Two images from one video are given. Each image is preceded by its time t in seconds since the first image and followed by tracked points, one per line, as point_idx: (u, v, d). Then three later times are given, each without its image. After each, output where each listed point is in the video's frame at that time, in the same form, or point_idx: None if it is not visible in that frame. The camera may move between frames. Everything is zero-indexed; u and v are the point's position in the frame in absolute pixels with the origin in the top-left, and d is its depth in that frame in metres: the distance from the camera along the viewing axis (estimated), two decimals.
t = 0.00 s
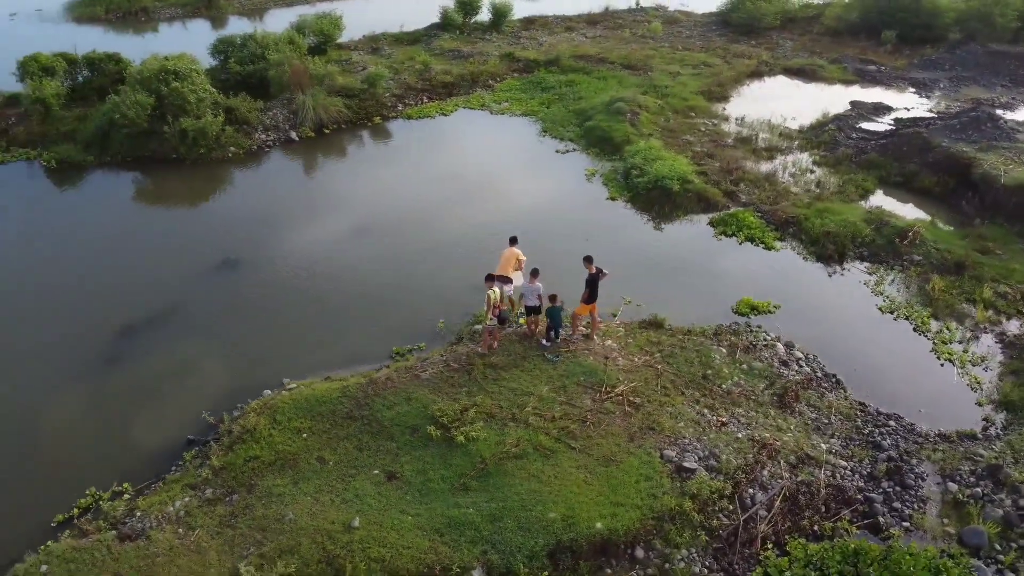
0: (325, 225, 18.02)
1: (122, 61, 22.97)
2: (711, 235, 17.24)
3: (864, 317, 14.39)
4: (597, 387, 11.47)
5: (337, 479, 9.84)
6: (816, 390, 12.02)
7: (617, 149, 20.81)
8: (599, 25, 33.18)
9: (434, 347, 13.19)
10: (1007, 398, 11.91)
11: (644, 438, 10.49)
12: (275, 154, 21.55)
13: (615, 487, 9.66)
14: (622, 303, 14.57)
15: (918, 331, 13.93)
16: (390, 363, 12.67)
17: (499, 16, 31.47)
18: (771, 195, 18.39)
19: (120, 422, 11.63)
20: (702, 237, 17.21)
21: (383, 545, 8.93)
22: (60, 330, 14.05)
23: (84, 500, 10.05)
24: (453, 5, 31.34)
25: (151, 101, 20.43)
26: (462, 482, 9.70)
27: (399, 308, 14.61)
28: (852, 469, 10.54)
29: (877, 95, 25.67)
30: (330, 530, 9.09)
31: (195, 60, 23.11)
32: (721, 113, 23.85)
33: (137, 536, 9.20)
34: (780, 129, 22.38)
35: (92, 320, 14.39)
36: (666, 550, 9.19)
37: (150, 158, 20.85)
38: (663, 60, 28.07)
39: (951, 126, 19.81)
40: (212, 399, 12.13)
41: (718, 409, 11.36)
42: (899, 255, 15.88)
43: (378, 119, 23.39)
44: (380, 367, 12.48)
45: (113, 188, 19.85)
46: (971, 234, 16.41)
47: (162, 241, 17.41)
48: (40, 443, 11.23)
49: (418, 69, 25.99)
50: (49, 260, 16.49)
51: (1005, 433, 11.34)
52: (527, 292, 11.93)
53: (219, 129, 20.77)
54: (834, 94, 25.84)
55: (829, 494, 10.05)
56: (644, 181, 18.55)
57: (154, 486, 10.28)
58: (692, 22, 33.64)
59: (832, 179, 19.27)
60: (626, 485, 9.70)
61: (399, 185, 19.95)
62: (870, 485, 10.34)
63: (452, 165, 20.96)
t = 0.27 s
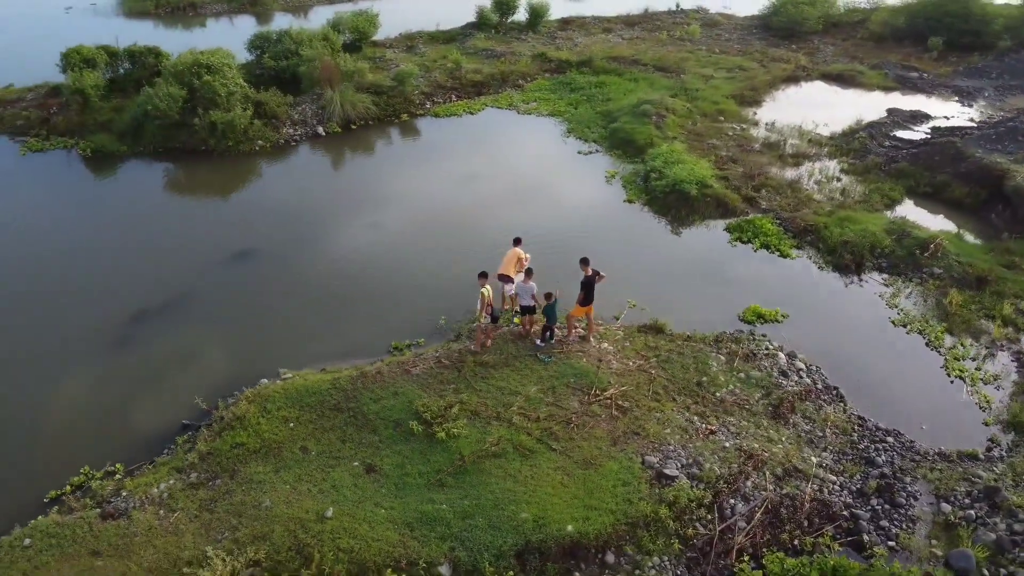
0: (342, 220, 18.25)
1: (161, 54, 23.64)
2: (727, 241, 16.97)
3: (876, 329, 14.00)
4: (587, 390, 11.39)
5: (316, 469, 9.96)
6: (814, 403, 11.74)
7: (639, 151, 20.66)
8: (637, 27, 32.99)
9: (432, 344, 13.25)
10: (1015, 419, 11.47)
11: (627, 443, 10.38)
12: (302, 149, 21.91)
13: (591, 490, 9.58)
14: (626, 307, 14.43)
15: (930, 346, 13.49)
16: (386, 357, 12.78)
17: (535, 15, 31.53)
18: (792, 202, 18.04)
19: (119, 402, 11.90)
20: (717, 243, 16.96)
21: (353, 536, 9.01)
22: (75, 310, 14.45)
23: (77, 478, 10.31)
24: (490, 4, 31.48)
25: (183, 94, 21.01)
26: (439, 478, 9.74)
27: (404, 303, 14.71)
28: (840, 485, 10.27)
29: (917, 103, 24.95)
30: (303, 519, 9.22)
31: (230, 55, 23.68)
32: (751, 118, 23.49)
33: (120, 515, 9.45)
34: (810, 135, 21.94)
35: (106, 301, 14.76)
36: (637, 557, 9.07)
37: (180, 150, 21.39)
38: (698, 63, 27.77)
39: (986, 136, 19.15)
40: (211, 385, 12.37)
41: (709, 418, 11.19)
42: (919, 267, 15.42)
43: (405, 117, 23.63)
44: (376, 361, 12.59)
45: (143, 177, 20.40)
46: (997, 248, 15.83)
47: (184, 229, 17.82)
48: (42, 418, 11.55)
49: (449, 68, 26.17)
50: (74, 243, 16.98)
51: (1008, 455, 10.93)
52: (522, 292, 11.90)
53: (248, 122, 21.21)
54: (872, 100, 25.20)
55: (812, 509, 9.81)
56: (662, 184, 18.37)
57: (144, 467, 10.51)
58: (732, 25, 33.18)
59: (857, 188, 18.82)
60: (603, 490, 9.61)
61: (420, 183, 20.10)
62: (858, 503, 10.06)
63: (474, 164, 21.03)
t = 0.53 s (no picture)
0: (361, 216, 18.48)
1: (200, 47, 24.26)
2: (743, 248, 16.68)
3: (887, 344, 13.61)
4: (576, 392, 11.31)
5: (299, 458, 10.11)
6: (810, 415, 11.47)
7: (663, 155, 20.46)
8: (677, 30, 32.68)
9: (432, 339, 13.31)
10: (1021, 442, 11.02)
11: (609, 447, 10.30)
12: (329, 144, 22.25)
13: (566, 493, 9.53)
14: (631, 310, 14.30)
15: (942, 363, 13.06)
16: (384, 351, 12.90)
17: (573, 16, 31.48)
18: (814, 211, 17.64)
19: (123, 389, 12.29)
20: (732, 249, 16.70)
21: (326, 526, 9.13)
22: (94, 301, 14.99)
23: (73, 458, 10.68)
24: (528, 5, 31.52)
25: (216, 88, 21.54)
26: (416, 474, 9.78)
27: (409, 299, 14.81)
28: (827, 500, 10.02)
29: (959, 112, 24.17)
30: (279, 507, 9.38)
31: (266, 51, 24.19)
32: (783, 124, 23.06)
33: (107, 493, 9.75)
34: (842, 143, 21.44)
35: (124, 293, 15.26)
36: (607, 563, 8.98)
37: (212, 142, 21.91)
38: (734, 68, 27.38)
39: None
40: (212, 375, 12.67)
41: (698, 426, 11.01)
42: (939, 281, 14.93)
43: (433, 115, 23.83)
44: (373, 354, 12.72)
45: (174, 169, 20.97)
46: None
47: (207, 222, 18.28)
48: (49, 405, 12.03)
49: (482, 67, 26.29)
50: (101, 235, 17.60)
51: (1010, 479, 10.51)
52: (517, 291, 11.86)
53: (277, 117, 21.62)
54: (912, 109, 24.49)
55: (794, 523, 9.59)
56: (681, 188, 18.15)
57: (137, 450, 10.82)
58: (775, 30, 32.61)
59: (885, 198, 18.32)
60: (578, 492, 9.55)
61: (441, 181, 20.24)
62: (844, 519, 9.80)
63: (497, 164, 21.10)
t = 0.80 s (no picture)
0: (380, 211, 18.70)
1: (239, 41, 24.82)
2: (759, 256, 16.39)
3: (897, 359, 13.22)
4: (565, 394, 11.27)
5: (283, 446, 10.30)
6: (805, 429, 11.22)
7: (689, 159, 20.22)
8: (720, 33, 32.23)
9: (435, 335, 13.31)
10: None
11: (590, 450, 10.24)
12: (358, 140, 22.58)
13: (540, 494, 9.49)
14: (636, 314, 14.17)
15: (953, 381, 12.62)
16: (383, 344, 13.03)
17: (613, 18, 31.33)
18: (838, 220, 17.21)
19: (128, 369, 12.64)
20: (748, 257, 16.42)
21: (300, 514, 9.27)
22: (113, 284, 15.44)
23: (74, 435, 11.05)
24: (568, 5, 31.47)
25: (250, 82, 22.03)
26: (393, 467, 9.86)
27: (417, 294, 14.92)
28: (811, 516, 9.79)
29: (1006, 122, 23.29)
30: (257, 492, 9.57)
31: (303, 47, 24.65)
32: (818, 131, 22.56)
33: (98, 470, 10.07)
34: (876, 152, 20.88)
35: (143, 277, 15.69)
36: (574, 567, 8.92)
37: (245, 135, 22.42)
38: (773, 72, 26.89)
39: None
40: (216, 359, 12.95)
41: (686, 433, 10.87)
42: (959, 296, 14.43)
43: (463, 113, 24.06)
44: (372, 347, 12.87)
45: (207, 160, 21.50)
46: None
47: (231, 213, 18.71)
48: (56, 381, 12.41)
49: (516, 67, 26.35)
50: (129, 221, 18.12)
51: (1009, 505, 10.11)
52: (513, 290, 11.83)
53: (308, 112, 22.01)
54: (956, 119, 23.70)
55: (772, 537, 9.39)
56: (701, 193, 17.91)
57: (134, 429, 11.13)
58: (822, 34, 31.89)
59: (914, 209, 17.78)
60: (553, 494, 9.51)
61: (464, 180, 20.37)
62: (826, 536, 9.55)
63: (522, 164, 21.15)
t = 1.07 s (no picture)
0: (400, 208, 18.90)
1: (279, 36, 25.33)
2: (775, 265, 16.06)
3: (905, 374, 12.82)
4: (553, 395, 11.23)
5: (269, 434, 10.50)
6: (797, 442, 10.97)
7: (715, 164, 19.94)
8: (764, 36, 31.66)
9: (435, 331, 13.36)
10: None
11: (570, 453, 10.19)
12: (387, 136, 22.85)
13: (513, 494, 9.49)
14: (639, 319, 14.02)
15: (962, 401, 12.15)
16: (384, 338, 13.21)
17: (655, 20, 31.06)
18: (861, 230, 16.73)
19: (136, 357, 13.08)
20: (764, 265, 16.12)
21: (275, 501, 9.45)
22: (134, 270, 15.94)
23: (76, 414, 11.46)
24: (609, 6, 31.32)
25: (285, 77, 22.50)
26: (372, 460, 9.97)
27: (423, 290, 15.05)
28: (790, 532, 9.56)
29: None
30: (237, 478, 9.78)
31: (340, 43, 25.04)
32: (853, 139, 22.00)
33: (92, 448, 10.41)
34: (911, 162, 20.26)
35: (163, 265, 16.15)
36: (540, 569, 8.89)
37: (279, 129, 22.90)
38: (814, 78, 26.32)
39: None
40: (220, 347, 13.29)
41: (672, 440, 10.73)
42: (980, 314, 13.90)
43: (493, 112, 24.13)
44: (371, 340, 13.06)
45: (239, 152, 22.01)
46: None
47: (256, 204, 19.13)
48: (68, 365, 12.90)
49: (551, 67, 26.34)
50: (156, 207, 18.63)
51: (1004, 532, 9.70)
52: (507, 290, 11.80)
53: (339, 107, 22.36)
54: (1002, 131, 22.82)
55: (746, 551, 9.21)
56: (722, 199, 17.63)
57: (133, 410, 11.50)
58: (871, 40, 31.05)
59: (943, 221, 17.21)
60: (526, 495, 9.50)
61: (487, 180, 20.45)
62: (804, 554, 9.33)
63: (546, 166, 21.14)
